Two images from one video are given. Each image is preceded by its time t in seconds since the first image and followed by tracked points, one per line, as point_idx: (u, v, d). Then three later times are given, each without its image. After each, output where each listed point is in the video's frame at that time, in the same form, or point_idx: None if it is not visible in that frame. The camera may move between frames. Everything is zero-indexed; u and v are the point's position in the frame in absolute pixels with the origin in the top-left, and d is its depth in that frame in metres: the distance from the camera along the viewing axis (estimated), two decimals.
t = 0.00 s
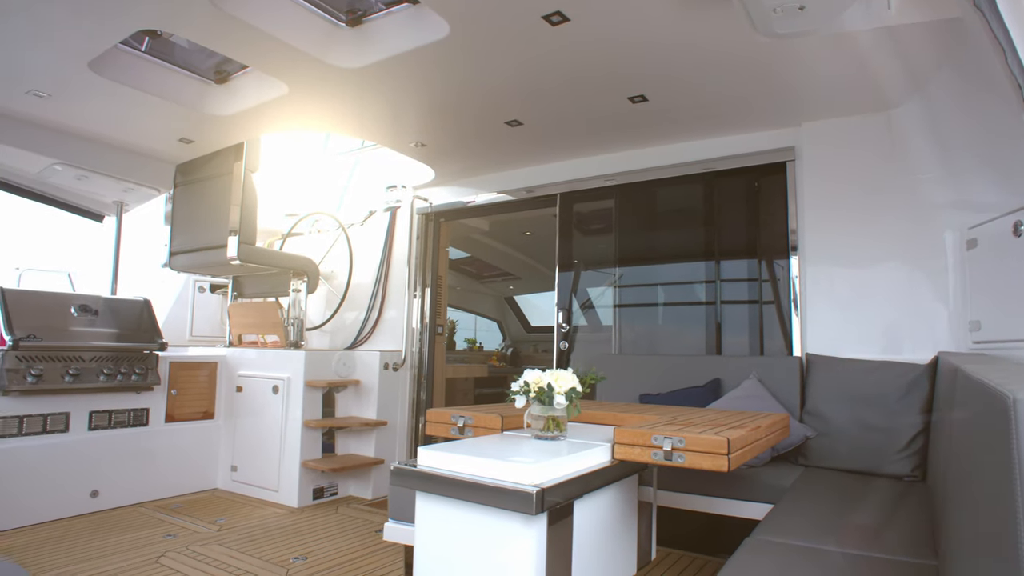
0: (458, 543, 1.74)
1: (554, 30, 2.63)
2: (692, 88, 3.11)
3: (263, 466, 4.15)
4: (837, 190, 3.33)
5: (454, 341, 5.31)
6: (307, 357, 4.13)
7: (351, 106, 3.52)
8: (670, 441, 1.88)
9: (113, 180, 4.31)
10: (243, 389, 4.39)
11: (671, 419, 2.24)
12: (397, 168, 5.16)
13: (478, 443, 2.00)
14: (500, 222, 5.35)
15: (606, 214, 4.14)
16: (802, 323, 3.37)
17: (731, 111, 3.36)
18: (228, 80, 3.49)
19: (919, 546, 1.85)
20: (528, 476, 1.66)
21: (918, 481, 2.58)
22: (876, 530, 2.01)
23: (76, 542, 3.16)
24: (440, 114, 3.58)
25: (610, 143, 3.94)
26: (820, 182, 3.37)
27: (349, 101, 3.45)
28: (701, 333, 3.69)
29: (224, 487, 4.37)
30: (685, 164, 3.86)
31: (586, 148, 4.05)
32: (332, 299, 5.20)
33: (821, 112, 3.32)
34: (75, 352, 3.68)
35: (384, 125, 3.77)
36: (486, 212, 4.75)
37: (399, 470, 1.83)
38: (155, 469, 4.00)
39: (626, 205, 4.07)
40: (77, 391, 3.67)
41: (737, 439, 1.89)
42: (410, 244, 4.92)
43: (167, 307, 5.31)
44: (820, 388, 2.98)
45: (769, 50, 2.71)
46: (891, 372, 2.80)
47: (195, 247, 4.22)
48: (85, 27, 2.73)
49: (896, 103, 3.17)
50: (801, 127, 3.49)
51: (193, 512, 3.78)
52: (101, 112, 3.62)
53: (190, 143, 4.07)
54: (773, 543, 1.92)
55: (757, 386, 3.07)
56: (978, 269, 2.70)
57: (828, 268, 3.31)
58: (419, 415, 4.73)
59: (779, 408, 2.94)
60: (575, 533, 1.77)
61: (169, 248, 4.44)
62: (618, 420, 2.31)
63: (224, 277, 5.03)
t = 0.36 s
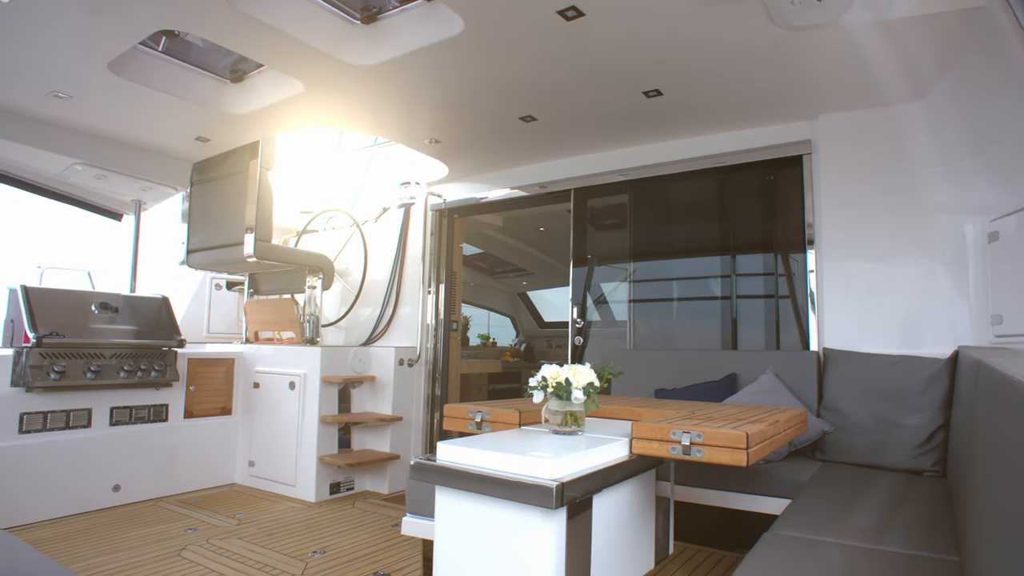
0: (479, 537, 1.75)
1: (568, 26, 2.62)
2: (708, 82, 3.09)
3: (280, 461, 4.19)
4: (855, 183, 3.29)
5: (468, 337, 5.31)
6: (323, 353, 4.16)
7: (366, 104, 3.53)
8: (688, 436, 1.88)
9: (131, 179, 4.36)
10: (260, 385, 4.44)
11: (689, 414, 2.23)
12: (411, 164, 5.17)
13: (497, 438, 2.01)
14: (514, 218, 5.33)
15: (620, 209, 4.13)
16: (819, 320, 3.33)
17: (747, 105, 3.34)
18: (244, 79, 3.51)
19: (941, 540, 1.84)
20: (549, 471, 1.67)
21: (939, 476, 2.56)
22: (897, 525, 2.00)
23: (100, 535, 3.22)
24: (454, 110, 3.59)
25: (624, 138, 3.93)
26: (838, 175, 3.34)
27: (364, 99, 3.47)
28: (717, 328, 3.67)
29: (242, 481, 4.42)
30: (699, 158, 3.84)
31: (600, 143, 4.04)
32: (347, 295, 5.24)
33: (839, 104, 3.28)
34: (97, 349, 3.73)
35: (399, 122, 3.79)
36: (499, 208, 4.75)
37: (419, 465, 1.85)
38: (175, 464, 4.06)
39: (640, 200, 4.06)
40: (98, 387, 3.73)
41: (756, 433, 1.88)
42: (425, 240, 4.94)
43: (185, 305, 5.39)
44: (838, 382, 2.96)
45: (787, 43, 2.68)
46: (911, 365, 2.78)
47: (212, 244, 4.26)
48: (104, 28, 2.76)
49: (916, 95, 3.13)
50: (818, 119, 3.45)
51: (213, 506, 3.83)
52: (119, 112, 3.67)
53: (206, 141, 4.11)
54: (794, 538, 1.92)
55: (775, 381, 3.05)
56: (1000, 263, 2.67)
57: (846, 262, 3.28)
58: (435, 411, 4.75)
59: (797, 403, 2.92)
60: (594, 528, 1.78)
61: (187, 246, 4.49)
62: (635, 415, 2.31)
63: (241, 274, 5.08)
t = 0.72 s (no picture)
0: (492, 527, 1.76)
1: (577, 16, 2.61)
2: (718, 72, 3.07)
3: (292, 453, 4.23)
4: (866, 173, 3.27)
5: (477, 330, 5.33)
6: (334, 346, 4.19)
7: (375, 96, 3.53)
8: (700, 426, 1.88)
9: (142, 174, 4.39)
10: (272, 378, 4.47)
11: (700, 405, 2.24)
12: (419, 157, 5.17)
13: (509, 429, 2.02)
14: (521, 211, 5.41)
15: (630, 200, 4.12)
16: (830, 315, 3.32)
17: (757, 95, 3.32)
18: (253, 73, 3.52)
19: (955, 531, 1.84)
20: (562, 461, 1.68)
21: (951, 467, 2.55)
22: (912, 515, 2.00)
23: (117, 526, 3.26)
24: (463, 102, 3.58)
25: (633, 129, 3.91)
26: (849, 165, 3.32)
27: (373, 91, 3.47)
28: (727, 320, 3.67)
29: (254, 473, 4.46)
30: (708, 149, 3.82)
31: (609, 135, 4.03)
32: (357, 288, 5.27)
33: (851, 93, 3.25)
34: (110, 343, 3.77)
35: (408, 115, 3.79)
36: (508, 200, 4.75)
37: (433, 456, 1.87)
38: (188, 456, 4.10)
39: (650, 191, 4.05)
40: (113, 380, 3.78)
41: (768, 424, 1.88)
42: (434, 233, 4.95)
43: (196, 299, 5.43)
44: (849, 373, 2.95)
45: (797, 31, 2.66)
46: (923, 356, 2.77)
47: (223, 238, 4.28)
48: (115, 24, 2.78)
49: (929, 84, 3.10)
50: (829, 109, 3.43)
51: (226, 498, 3.87)
52: (129, 107, 3.69)
53: (216, 136, 4.13)
54: (806, 528, 1.92)
55: (786, 372, 3.05)
56: (1014, 252, 2.65)
57: (857, 253, 3.26)
58: (445, 403, 4.77)
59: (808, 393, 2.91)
60: (607, 517, 1.79)
61: (198, 240, 4.52)
62: (646, 406, 2.32)
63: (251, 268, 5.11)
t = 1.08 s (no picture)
0: (505, 520, 1.77)
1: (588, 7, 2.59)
2: (729, 64, 3.05)
3: (304, 447, 4.26)
4: (881, 165, 3.23)
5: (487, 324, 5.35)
6: (345, 340, 4.21)
7: (385, 90, 3.53)
8: (713, 419, 1.87)
9: (155, 169, 4.43)
10: (284, 372, 4.50)
11: (713, 398, 2.23)
12: (429, 151, 5.17)
13: (522, 422, 2.02)
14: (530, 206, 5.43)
15: (641, 193, 4.10)
16: (843, 311, 3.29)
17: (769, 86, 3.29)
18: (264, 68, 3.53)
19: (971, 525, 1.82)
20: (575, 453, 1.68)
21: (967, 461, 2.53)
22: (929, 509, 1.98)
23: (132, 518, 3.30)
24: (474, 96, 3.58)
25: (644, 122, 3.89)
26: (863, 157, 3.28)
27: (385, 86, 3.48)
28: (739, 314, 3.65)
29: (267, 467, 4.50)
30: (720, 141, 3.80)
31: (620, 127, 4.01)
32: (368, 283, 5.29)
33: (866, 83, 3.21)
34: (125, 338, 3.81)
35: (419, 109, 3.79)
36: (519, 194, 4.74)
37: (446, 449, 1.87)
38: (202, 449, 4.14)
39: (661, 184, 4.03)
40: (127, 374, 3.82)
41: (781, 416, 1.87)
42: (445, 227, 4.96)
43: (209, 294, 5.47)
44: (863, 366, 2.92)
45: (811, 21, 2.63)
46: (939, 349, 2.74)
47: (235, 233, 4.31)
48: (127, 20, 2.80)
49: (946, 73, 3.05)
50: (843, 99, 3.39)
51: (239, 491, 3.91)
52: (142, 103, 3.71)
53: (227, 131, 4.15)
54: (820, 522, 1.91)
55: (799, 365, 3.03)
56: None
57: (871, 245, 3.23)
58: (456, 398, 4.78)
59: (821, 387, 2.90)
60: (620, 510, 1.78)
61: (210, 235, 4.54)
62: (658, 399, 2.31)
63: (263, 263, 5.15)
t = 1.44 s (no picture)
0: (515, 513, 1.77)
1: None
2: (740, 56, 3.03)
3: (314, 440, 4.29)
4: (893, 156, 3.20)
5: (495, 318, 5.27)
6: (354, 334, 4.23)
7: (394, 83, 3.52)
8: (724, 412, 1.87)
9: (164, 164, 4.45)
10: (293, 366, 4.52)
11: (723, 391, 2.22)
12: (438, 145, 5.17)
13: (532, 415, 2.02)
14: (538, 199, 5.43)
15: (650, 186, 4.08)
16: (854, 305, 3.28)
17: (780, 78, 3.27)
18: (273, 62, 3.53)
19: (985, 519, 1.81)
20: (585, 446, 1.68)
21: (980, 455, 2.51)
22: (940, 502, 1.97)
23: (145, 510, 3.33)
24: (482, 89, 3.56)
25: (653, 114, 3.87)
26: (875, 149, 3.25)
27: (393, 79, 3.47)
28: (749, 308, 3.63)
29: (277, 459, 4.53)
30: (730, 134, 3.78)
31: (628, 120, 4.00)
32: (377, 277, 5.30)
33: (880, 74, 3.18)
34: (137, 331, 3.84)
35: (427, 102, 3.79)
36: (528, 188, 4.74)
37: (456, 442, 1.88)
38: (213, 442, 4.17)
39: (670, 177, 4.01)
40: (139, 368, 3.85)
41: (792, 409, 1.87)
42: (453, 220, 4.96)
43: (218, 289, 5.49)
44: (874, 360, 2.91)
45: (823, 11, 2.61)
46: (952, 342, 2.71)
47: (244, 228, 4.33)
48: (137, 15, 2.80)
49: (960, 64, 3.02)
50: (854, 91, 3.36)
51: (250, 483, 3.94)
52: (152, 98, 3.73)
53: (236, 126, 4.16)
54: (831, 515, 1.90)
55: (809, 359, 3.02)
56: None
57: (883, 238, 3.21)
58: (464, 392, 4.79)
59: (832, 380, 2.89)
60: (631, 503, 1.78)
61: (219, 230, 4.57)
62: (668, 392, 2.31)
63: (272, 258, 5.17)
